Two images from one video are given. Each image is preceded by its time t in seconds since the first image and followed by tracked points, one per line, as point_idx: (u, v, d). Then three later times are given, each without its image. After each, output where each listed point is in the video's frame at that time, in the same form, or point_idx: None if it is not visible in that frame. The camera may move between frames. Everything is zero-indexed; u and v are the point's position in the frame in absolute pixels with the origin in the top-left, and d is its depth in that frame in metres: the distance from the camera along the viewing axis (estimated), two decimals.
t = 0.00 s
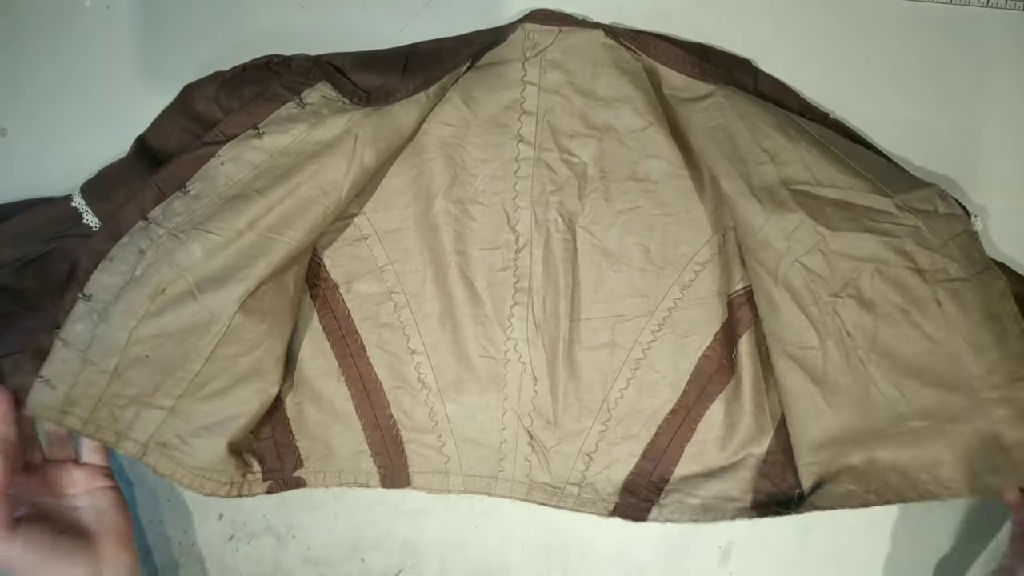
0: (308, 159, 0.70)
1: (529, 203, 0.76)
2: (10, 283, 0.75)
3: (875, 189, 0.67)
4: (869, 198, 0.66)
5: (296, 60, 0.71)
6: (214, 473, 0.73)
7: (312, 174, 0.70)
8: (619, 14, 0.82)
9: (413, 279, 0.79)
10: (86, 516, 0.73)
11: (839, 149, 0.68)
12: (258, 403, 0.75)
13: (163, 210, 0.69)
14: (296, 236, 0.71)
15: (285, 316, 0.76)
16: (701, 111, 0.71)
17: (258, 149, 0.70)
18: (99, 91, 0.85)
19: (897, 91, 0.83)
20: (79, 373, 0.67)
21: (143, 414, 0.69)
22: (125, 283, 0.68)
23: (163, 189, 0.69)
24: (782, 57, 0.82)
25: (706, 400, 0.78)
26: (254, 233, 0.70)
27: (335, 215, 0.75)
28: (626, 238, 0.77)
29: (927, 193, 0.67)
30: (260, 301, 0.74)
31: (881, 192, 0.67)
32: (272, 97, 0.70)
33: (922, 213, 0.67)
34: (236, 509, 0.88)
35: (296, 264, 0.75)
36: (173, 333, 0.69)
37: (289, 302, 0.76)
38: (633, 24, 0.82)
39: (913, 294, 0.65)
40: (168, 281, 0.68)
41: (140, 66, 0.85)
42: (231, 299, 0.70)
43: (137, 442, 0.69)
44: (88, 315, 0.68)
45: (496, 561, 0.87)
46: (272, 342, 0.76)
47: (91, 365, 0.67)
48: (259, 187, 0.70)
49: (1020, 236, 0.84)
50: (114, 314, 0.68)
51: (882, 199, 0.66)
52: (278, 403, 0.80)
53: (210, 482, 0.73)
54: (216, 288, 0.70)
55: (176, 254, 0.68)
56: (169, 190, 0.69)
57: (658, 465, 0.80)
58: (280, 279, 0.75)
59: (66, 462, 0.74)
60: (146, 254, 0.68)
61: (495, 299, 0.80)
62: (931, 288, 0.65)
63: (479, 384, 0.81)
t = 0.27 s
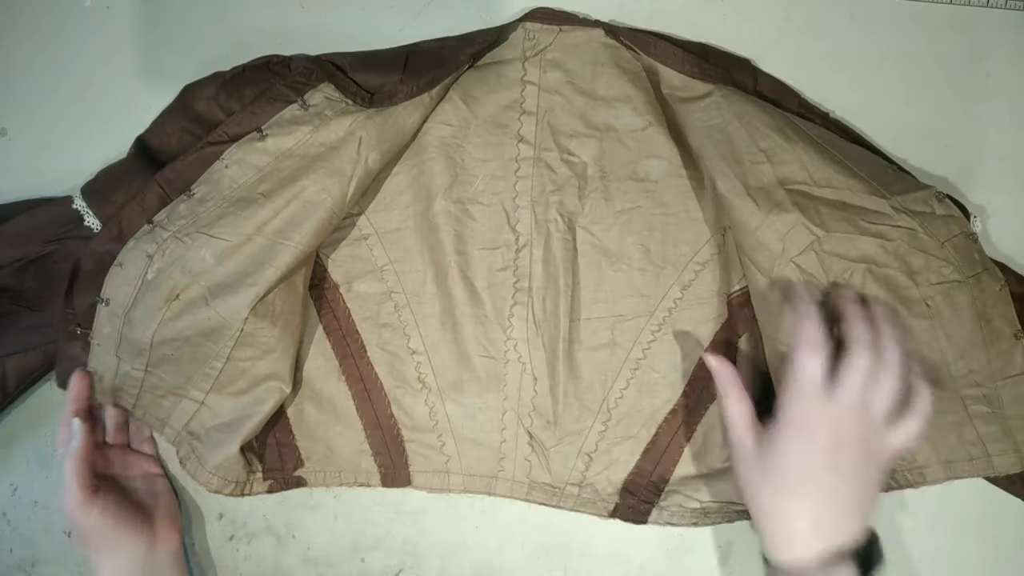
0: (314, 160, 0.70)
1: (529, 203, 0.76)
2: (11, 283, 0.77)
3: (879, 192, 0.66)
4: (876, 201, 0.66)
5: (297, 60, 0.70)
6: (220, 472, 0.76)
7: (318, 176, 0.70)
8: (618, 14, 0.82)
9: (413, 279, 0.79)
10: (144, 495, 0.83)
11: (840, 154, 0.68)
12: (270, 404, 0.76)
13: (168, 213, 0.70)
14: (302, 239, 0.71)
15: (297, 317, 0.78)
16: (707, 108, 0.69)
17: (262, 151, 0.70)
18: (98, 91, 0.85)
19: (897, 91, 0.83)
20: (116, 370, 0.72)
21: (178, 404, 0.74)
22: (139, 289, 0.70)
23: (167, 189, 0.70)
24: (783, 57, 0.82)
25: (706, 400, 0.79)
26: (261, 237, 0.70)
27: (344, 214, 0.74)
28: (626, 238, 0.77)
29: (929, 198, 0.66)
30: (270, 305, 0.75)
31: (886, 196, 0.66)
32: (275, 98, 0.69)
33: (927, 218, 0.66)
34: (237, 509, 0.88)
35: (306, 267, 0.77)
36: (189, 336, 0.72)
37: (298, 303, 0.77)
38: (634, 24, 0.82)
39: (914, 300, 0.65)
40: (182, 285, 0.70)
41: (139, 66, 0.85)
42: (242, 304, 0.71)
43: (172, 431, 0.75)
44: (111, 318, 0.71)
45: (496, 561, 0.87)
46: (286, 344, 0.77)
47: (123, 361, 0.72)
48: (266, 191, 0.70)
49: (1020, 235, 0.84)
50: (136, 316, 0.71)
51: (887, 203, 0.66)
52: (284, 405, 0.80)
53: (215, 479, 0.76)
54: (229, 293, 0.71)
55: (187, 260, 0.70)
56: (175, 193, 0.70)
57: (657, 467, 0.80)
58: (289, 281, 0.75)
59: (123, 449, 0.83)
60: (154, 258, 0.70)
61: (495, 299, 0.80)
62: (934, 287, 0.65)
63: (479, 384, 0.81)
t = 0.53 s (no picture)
0: (314, 160, 0.71)
1: (529, 203, 0.76)
2: (12, 284, 0.77)
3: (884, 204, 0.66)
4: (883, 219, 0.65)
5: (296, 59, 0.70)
6: (221, 472, 0.77)
7: (319, 176, 0.71)
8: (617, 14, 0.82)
9: (413, 279, 0.79)
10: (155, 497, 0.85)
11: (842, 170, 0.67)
12: (271, 405, 0.77)
13: (168, 214, 0.70)
14: (302, 240, 0.71)
15: (298, 320, 0.78)
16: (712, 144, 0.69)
17: (261, 152, 0.70)
18: (98, 91, 0.85)
19: (897, 90, 0.83)
20: (124, 368, 0.74)
21: (188, 402, 0.76)
22: (140, 290, 0.71)
23: (167, 190, 0.70)
24: (783, 57, 0.82)
25: (706, 400, 0.78)
26: (262, 238, 0.71)
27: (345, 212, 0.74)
28: (627, 238, 0.77)
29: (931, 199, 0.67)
30: (272, 305, 0.75)
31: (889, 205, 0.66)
32: (275, 98, 0.70)
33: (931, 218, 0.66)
34: (237, 509, 0.88)
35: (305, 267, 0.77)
36: (192, 335, 0.73)
37: (300, 305, 0.77)
38: (633, 23, 0.82)
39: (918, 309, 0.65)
40: (183, 287, 0.71)
41: (139, 66, 0.85)
42: (243, 305, 0.72)
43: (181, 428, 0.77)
44: (114, 319, 0.72)
45: (496, 561, 0.87)
46: (286, 345, 0.77)
47: (132, 359, 0.73)
48: (266, 192, 0.71)
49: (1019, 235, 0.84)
50: (137, 316, 0.71)
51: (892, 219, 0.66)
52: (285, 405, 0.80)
53: (216, 478, 0.77)
54: (230, 293, 0.72)
55: (189, 261, 0.70)
56: (176, 195, 0.70)
57: (656, 467, 0.80)
58: (290, 281, 0.76)
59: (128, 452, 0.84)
60: (155, 259, 0.71)
61: (495, 299, 0.80)
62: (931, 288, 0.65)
63: (479, 384, 0.81)
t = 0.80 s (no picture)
0: (320, 171, 0.72)
1: (533, 203, 0.76)
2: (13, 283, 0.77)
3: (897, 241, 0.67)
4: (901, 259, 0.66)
5: (304, 69, 0.71)
6: (224, 473, 0.77)
7: (324, 187, 0.71)
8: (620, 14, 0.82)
9: (415, 280, 0.79)
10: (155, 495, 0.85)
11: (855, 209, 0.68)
12: (271, 407, 0.76)
13: (170, 217, 0.71)
14: (304, 246, 0.71)
15: (296, 322, 0.78)
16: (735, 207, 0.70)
17: (268, 161, 0.71)
18: (98, 91, 0.85)
19: (898, 91, 0.83)
20: (121, 368, 0.74)
21: (185, 402, 0.77)
22: (140, 291, 0.72)
23: (170, 192, 0.71)
24: (783, 58, 0.82)
25: (711, 400, 0.79)
26: (263, 244, 0.71)
27: (348, 223, 0.74)
28: (631, 239, 0.77)
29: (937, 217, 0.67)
30: (269, 308, 0.75)
31: (904, 238, 0.67)
32: (282, 108, 0.70)
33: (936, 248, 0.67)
34: (237, 509, 0.88)
35: (303, 271, 0.77)
36: (188, 338, 0.73)
37: (298, 308, 0.78)
38: (634, 23, 0.82)
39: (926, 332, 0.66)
40: (183, 289, 0.71)
41: (139, 66, 0.85)
42: (239, 309, 0.72)
43: (180, 427, 0.78)
44: (112, 319, 0.73)
45: (497, 561, 0.87)
46: (286, 348, 0.77)
47: (129, 360, 0.74)
48: (271, 200, 0.71)
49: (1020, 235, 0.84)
50: (135, 316, 0.72)
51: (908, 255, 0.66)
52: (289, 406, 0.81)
53: (220, 480, 0.77)
54: (228, 297, 0.72)
55: (189, 264, 0.71)
56: (178, 196, 0.71)
57: (660, 463, 0.81)
58: (287, 284, 0.76)
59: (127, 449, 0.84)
60: (155, 261, 0.71)
61: (499, 299, 0.80)
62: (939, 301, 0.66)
63: (482, 385, 0.81)
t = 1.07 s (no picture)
0: (328, 177, 0.72)
1: (537, 203, 0.76)
2: (14, 284, 0.76)
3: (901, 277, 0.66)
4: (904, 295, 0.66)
5: (315, 76, 0.71)
6: (226, 473, 0.77)
7: (332, 193, 0.72)
8: (620, 14, 0.82)
9: (416, 280, 0.79)
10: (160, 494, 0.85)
11: (861, 245, 0.67)
12: (274, 408, 0.76)
13: (175, 218, 0.71)
14: (310, 250, 0.72)
15: (301, 325, 0.78)
16: (741, 242, 0.70)
17: (274, 165, 0.71)
18: (99, 92, 0.85)
19: (898, 91, 0.83)
20: (127, 367, 0.74)
21: (189, 402, 0.77)
22: (145, 292, 0.72)
23: (175, 192, 0.71)
24: (782, 57, 0.82)
25: (714, 400, 0.79)
26: (269, 247, 0.71)
27: (355, 228, 0.75)
28: (633, 240, 0.77)
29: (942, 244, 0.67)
30: (275, 311, 0.76)
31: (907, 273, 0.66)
32: (291, 113, 0.70)
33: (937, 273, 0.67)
34: (236, 509, 0.88)
35: (307, 274, 0.77)
36: (194, 340, 0.74)
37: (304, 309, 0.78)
38: (634, 23, 0.82)
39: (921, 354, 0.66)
40: (188, 292, 0.72)
41: (140, 67, 0.85)
42: (245, 312, 0.72)
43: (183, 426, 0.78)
44: (117, 319, 0.73)
45: (496, 561, 0.87)
46: (291, 348, 0.77)
47: (133, 360, 0.74)
48: (278, 204, 0.71)
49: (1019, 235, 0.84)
50: (141, 316, 0.72)
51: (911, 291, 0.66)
52: (291, 407, 0.81)
53: (222, 479, 0.77)
54: (234, 300, 0.72)
55: (195, 267, 0.71)
56: (184, 197, 0.71)
57: (663, 466, 0.81)
58: (293, 288, 0.77)
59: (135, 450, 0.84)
60: (160, 263, 0.72)
61: (501, 299, 0.80)
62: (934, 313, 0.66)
63: (484, 385, 0.81)
